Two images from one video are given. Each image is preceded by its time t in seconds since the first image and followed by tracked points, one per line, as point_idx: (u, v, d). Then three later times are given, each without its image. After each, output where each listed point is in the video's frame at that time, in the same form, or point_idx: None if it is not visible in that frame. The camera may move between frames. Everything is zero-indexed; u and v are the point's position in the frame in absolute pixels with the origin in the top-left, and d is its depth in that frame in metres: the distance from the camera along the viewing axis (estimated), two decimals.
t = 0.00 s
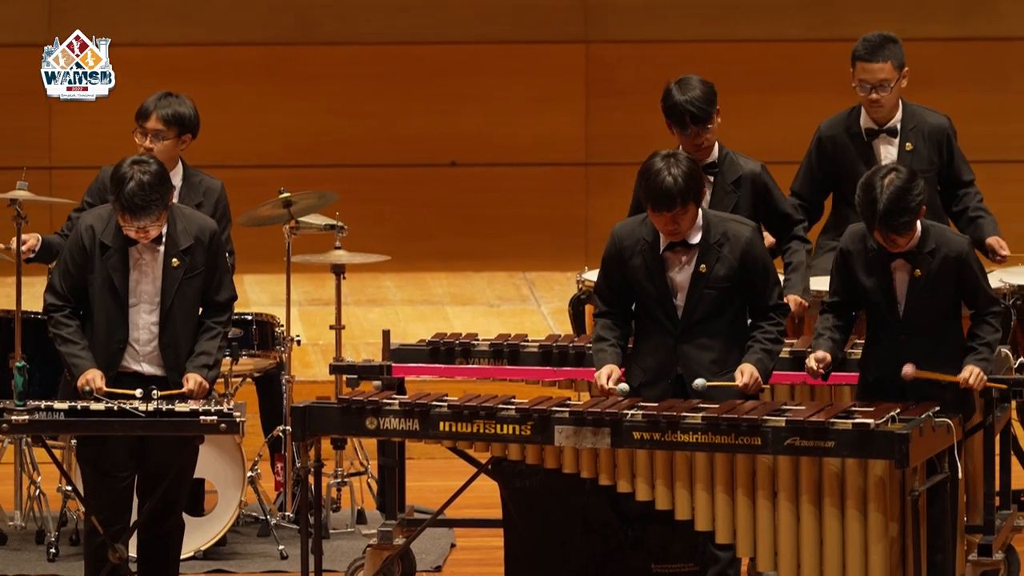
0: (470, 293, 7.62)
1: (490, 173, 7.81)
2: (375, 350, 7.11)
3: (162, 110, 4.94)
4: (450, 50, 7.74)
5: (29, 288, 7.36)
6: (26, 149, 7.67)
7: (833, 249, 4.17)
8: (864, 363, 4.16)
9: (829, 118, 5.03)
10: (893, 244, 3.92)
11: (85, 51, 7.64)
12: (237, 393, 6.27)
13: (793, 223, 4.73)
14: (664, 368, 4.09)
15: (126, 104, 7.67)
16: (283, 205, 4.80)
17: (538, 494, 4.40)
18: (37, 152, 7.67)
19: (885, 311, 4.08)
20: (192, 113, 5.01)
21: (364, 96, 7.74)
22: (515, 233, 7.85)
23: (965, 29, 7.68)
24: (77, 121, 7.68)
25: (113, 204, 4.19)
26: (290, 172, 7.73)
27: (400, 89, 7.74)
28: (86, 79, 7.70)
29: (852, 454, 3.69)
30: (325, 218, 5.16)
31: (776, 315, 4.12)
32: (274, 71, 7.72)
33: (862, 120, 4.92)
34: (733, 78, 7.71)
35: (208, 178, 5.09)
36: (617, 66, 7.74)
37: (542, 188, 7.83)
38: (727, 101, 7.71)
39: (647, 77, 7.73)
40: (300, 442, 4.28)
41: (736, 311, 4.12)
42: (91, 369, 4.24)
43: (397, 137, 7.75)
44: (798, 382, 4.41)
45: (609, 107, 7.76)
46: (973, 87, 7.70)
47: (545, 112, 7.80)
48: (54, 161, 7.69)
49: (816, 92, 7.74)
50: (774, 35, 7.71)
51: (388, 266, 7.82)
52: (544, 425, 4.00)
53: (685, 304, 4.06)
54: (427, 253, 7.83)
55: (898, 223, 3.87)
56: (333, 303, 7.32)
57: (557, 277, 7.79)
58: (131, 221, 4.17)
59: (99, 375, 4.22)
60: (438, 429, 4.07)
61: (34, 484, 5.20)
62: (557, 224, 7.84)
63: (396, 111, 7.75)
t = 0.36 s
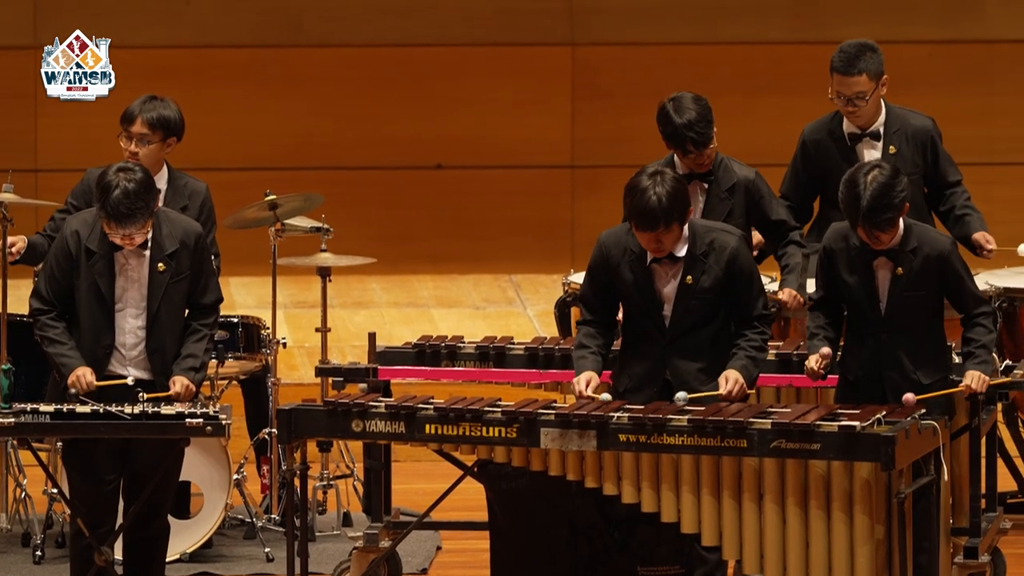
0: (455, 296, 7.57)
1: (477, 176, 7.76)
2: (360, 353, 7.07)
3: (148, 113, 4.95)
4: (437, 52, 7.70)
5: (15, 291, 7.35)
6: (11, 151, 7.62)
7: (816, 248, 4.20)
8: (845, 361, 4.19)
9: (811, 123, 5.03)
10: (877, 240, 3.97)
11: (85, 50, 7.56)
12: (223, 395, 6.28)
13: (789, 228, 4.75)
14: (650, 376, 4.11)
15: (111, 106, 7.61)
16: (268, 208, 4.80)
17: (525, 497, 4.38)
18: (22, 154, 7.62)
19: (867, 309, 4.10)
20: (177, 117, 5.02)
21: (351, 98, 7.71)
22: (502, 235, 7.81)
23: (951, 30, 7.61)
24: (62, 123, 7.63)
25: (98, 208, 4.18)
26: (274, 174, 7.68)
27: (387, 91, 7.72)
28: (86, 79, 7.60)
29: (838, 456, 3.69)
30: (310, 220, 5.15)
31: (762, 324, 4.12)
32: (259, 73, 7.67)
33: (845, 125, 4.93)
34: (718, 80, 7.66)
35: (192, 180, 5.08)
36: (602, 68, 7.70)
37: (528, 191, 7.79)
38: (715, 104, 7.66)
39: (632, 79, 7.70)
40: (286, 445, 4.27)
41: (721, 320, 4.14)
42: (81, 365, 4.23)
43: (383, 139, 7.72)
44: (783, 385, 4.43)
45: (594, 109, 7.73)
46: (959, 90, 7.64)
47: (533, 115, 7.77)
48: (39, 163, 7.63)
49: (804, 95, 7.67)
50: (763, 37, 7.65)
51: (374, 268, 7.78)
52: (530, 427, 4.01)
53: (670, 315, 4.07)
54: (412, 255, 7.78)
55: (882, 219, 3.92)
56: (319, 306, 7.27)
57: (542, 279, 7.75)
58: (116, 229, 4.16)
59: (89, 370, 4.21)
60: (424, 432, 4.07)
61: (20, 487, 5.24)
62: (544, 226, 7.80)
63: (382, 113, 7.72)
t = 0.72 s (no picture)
0: (446, 298, 7.50)
1: (467, 177, 7.73)
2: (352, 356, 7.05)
3: (143, 116, 4.93)
4: (427, 54, 7.67)
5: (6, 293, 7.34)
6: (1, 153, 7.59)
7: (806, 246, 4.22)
8: (834, 361, 4.19)
9: (804, 125, 5.04)
10: (866, 233, 3.97)
11: (85, 50, 7.57)
12: (214, 398, 6.29)
13: (775, 232, 4.80)
14: (641, 382, 4.13)
15: (102, 108, 7.58)
16: (259, 210, 4.81)
17: (515, 500, 4.40)
18: (13, 156, 7.60)
19: (856, 305, 4.12)
20: (170, 119, 5.01)
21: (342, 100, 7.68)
22: (493, 236, 7.77)
23: (943, 32, 7.59)
24: (53, 125, 7.60)
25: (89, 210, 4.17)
26: (265, 177, 7.66)
27: (377, 94, 7.69)
28: (86, 79, 7.62)
29: (829, 458, 3.70)
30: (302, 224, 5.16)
31: (753, 331, 4.12)
32: (250, 75, 7.64)
33: (835, 126, 4.95)
34: (708, 82, 7.63)
35: (183, 183, 5.09)
36: (593, 70, 7.68)
37: (521, 192, 7.75)
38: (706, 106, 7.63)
39: (623, 82, 7.67)
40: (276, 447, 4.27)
41: (711, 326, 4.14)
42: (69, 373, 4.23)
43: (374, 141, 7.70)
44: (773, 387, 4.45)
45: (585, 111, 7.71)
46: (950, 92, 7.62)
47: (524, 117, 7.74)
48: (30, 165, 7.61)
49: (796, 97, 7.64)
50: (754, 38, 7.63)
51: (364, 270, 7.75)
52: (521, 430, 4.00)
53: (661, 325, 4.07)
54: (402, 257, 7.75)
55: (872, 212, 3.92)
56: (309, 308, 7.25)
57: (533, 281, 7.73)
58: (106, 231, 4.14)
59: (79, 380, 4.21)
60: (415, 434, 4.07)
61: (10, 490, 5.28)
62: (534, 228, 7.77)
63: (373, 115, 7.70)
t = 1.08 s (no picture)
0: (434, 302, 7.52)
1: (454, 181, 7.71)
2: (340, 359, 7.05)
3: (137, 116, 4.96)
4: (415, 58, 7.66)
5: None
6: None
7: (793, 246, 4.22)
8: (822, 361, 4.19)
9: (797, 128, 5.06)
10: (857, 226, 3.98)
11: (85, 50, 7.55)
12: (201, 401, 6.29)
13: (764, 237, 4.79)
14: (628, 386, 4.14)
15: (90, 112, 7.58)
16: (248, 213, 4.83)
17: (504, 503, 4.40)
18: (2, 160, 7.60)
19: (844, 303, 4.12)
20: (162, 121, 5.03)
21: (329, 104, 7.67)
22: (480, 240, 7.75)
23: (931, 36, 7.56)
24: (41, 129, 7.60)
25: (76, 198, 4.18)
26: (253, 180, 7.66)
27: (365, 98, 7.68)
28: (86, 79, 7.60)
29: (817, 461, 3.70)
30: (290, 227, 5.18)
31: (740, 335, 4.13)
32: (238, 79, 7.63)
33: (830, 127, 4.96)
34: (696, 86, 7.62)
35: (175, 186, 5.10)
36: (581, 74, 7.66)
37: (510, 195, 7.74)
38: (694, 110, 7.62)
39: (611, 85, 7.66)
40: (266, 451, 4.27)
41: (699, 330, 4.15)
42: (60, 368, 4.24)
43: (361, 145, 7.69)
44: (762, 390, 4.43)
45: (573, 114, 7.69)
46: (938, 96, 7.59)
47: (511, 121, 7.71)
48: (19, 169, 7.61)
49: (784, 101, 7.63)
50: (743, 42, 7.61)
51: (353, 274, 7.74)
52: (509, 433, 4.00)
53: (649, 329, 4.08)
54: (390, 261, 7.73)
55: (863, 204, 3.93)
56: (297, 311, 7.25)
57: (521, 285, 7.71)
58: (94, 219, 4.16)
59: (69, 372, 4.23)
60: (403, 437, 4.07)
61: None
62: (522, 233, 7.75)
63: (360, 119, 7.68)
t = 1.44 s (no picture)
0: (420, 304, 7.52)
1: (440, 185, 7.65)
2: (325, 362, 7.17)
3: (118, 116, 4.98)
4: (400, 61, 7.62)
5: None
6: None
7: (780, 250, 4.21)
8: (808, 363, 4.19)
9: (788, 130, 5.06)
10: (846, 227, 3.98)
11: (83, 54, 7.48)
12: (188, 404, 6.31)
13: (763, 245, 4.81)
14: (614, 388, 4.14)
15: (75, 114, 7.55)
16: (234, 216, 4.87)
17: (490, 505, 4.39)
18: None
19: (831, 306, 4.12)
20: (143, 121, 5.06)
21: (315, 107, 7.63)
22: (466, 243, 7.70)
23: (919, 38, 7.50)
24: (26, 132, 7.57)
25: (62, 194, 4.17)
26: (238, 183, 7.62)
27: (350, 101, 7.64)
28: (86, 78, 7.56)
29: (804, 464, 3.70)
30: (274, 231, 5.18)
31: (725, 337, 4.14)
32: (224, 82, 7.61)
33: (823, 130, 4.97)
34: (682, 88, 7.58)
35: (160, 188, 5.10)
36: (566, 77, 7.62)
37: (495, 198, 7.69)
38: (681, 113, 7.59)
39: (596, 89, 7.61)
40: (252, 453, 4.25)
41: (685, 332, 4.16)
42: (43, 380, 4.24)
43: (347, 148, 7.64)
44: (748, 393, 4.44)
45: (558, 118, 7.64)
46: (925, 99, 7.55)
47: (497, 123, 7.66)
48: (4, 172, 7.58)
49: (772, 103, 7.57)
50: (731, 44, 7.54)
51: (339, 277, 7.71)
52: (496, 436, 4.00)
53: (634, 331, 4.08)
54: (376, 264, 7.70)
55: (851, 204, 3.93)
56: (284, 314, 7.24)
57: (508, 287, 7.66)
58: (80, 215, 4.15)
59: (51, 387, 4.22)
60: (389, 440, 4.06)
61: None
62: (509, 237, 7.70)
63: (346, 122, 7.64)
